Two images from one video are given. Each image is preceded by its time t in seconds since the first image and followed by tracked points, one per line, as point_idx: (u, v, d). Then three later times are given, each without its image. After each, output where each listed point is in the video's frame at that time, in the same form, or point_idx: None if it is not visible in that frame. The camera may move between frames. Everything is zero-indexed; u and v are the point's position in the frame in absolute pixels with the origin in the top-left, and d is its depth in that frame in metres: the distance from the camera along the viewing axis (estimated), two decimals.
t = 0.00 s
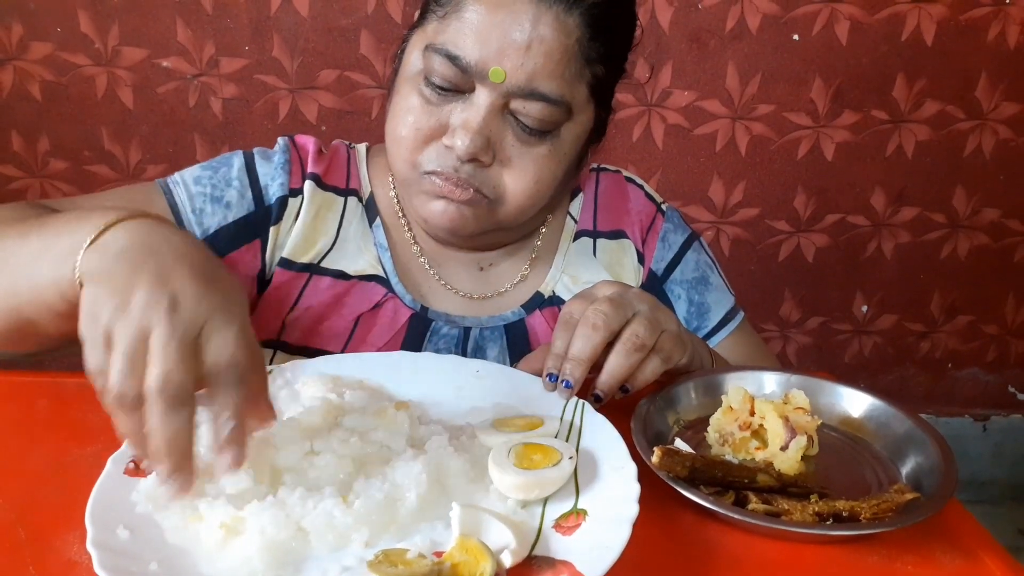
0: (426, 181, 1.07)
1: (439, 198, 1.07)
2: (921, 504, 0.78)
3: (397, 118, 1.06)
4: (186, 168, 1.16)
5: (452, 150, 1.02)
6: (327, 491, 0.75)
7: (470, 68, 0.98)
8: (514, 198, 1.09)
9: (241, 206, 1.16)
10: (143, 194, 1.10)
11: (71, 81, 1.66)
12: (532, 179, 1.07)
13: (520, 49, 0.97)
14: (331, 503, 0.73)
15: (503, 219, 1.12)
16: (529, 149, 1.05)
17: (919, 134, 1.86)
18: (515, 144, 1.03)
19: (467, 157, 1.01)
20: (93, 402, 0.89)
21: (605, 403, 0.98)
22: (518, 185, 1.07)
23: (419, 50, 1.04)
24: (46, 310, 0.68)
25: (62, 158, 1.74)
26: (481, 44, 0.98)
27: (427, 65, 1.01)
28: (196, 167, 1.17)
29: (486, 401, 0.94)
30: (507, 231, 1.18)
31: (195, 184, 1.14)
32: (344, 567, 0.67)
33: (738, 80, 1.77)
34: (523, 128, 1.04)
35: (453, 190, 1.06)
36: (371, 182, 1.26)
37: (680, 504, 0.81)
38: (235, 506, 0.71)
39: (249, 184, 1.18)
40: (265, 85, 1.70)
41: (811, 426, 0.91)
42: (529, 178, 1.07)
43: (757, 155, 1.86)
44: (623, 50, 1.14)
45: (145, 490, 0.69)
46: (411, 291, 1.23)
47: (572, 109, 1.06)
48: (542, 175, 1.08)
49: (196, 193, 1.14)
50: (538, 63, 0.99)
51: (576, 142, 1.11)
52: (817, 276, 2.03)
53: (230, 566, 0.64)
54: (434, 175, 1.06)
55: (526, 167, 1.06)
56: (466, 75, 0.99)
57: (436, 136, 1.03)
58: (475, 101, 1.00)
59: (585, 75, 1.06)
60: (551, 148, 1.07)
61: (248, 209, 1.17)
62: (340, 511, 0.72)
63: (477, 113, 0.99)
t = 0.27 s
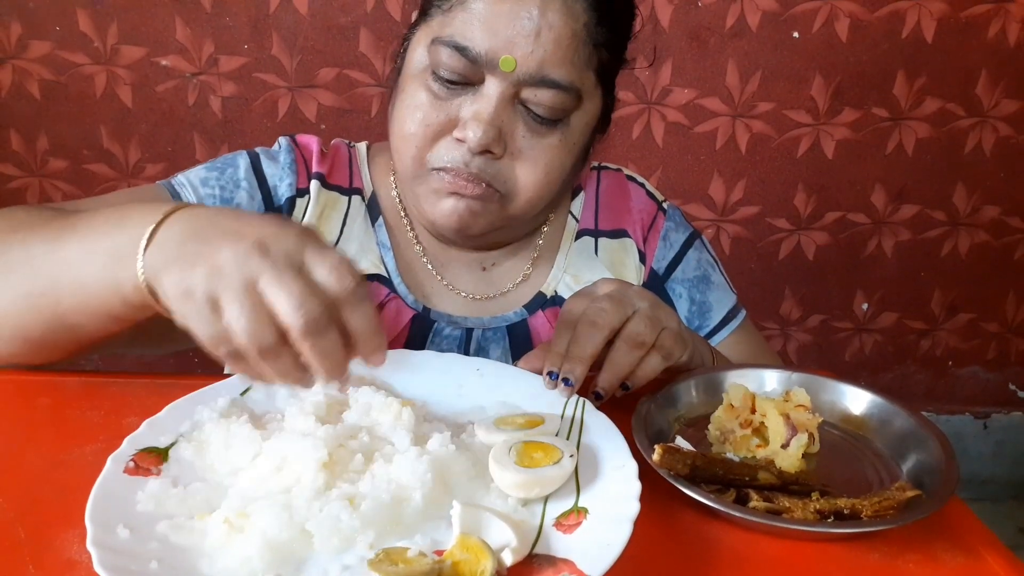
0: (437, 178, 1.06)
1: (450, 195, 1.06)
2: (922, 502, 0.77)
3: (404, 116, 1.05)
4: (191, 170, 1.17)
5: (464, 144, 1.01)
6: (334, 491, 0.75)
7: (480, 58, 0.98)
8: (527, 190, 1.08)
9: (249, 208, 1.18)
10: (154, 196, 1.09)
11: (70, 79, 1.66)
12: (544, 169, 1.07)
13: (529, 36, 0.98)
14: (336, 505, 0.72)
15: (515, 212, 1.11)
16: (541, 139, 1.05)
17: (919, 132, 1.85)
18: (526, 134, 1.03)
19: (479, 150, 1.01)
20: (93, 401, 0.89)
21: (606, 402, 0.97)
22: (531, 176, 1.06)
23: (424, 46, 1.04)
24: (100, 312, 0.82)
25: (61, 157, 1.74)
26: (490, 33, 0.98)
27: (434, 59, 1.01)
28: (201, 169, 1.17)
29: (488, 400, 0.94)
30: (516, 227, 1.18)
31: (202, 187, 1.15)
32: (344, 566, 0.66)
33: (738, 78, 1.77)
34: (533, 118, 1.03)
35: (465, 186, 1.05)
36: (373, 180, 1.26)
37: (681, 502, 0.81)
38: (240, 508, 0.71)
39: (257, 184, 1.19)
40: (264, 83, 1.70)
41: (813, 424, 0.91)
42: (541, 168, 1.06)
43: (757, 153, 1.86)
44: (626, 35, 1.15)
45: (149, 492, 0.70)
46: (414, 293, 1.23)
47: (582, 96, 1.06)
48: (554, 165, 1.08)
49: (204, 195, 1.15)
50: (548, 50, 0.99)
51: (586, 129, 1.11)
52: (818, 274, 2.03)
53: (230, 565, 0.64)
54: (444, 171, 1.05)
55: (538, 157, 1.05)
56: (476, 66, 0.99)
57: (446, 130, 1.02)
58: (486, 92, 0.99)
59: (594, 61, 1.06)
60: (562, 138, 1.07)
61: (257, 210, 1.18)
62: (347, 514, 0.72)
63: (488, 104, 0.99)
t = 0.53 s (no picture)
0: (446, 175, 1.06)
1: (460, 192, 1.06)
2: (922, 500, 0.77)
3: (410, 115, 1.05)
4: (202, 164, 1.13)
5: (473, 142, 1.01)
6: (334, 491, 0.75)
7: (487, 56, 0.98)
8: (536, 185, 1.08)
9: (263, 207, 1.16)
10: (164, 191, 1.06)
11: (70, 79, 1.66)
12: (553, 163, 1.07)
13: (536, 32, 0.97)
14: (335, 505, 0.72)
15: (524, 208, 1.12)
16: (548, 135, 1.05)
17: (920, 130, 1.85)
18: (534, 131, 1.03)
19: (488, 147, 1.01)
20: (94, 401, 0.89)
21: (606, 400, 0.98)
22: (540, 171, 1.07)
23: (430, 44, 1.04)
24: (137, 346, 0.81)
25: (61, 157, 1.74)
26: (496, 30, 0.97)
27: (440, 57, 1.01)
28: (214, 164, 1.14)
29: (492, 397, 0.94)
30: (524, 222, 1.18)
31: (216, 183, 1.12)
32: (345, 565, 0.66)
33: (738, 76, 1.77)
34: (541, 114, 1.03)
35: (475, 182, 1.05)
36: (376, 180, 1.26)
37: (681, 501, 0.81)
38: (239, 508, 0.71)
39: (270, 183, 1.17)
40: (264, 82, 1.70)
41: (812, 422, 0.91)
42: (549, 164, 1.07)
43: (757, 152, 1.86)
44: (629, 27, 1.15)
45: (150, 491, 0.70)
46: (416, 291, 1.23)
47: (588, 91, 1.06)
48: (562, 159, 1.08)
49: (219, 192, 1.12)
50: (554, 46, 0.99)
51: (592, 123, 1.12)
52: (818, 273, 2.03)
53: (230, 565, 0.64)
54: (453, 168, 1.05)
55: (547, 152, 1.06)
56: (483, 63, 0.98)
57: (454, 128, 1.02)
58: (493, 89, 0.99)
59: (599, 56, 1.06)
60: (569, 133, 1.07)
61: (271, 209, 1.17)
62: (346, 514, 0.72)
63: (495, 101, 0.99)
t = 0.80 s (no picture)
0: (450, 176, 1.06)
1: (464, 193, 1.07)
2: (923, 500, 0.77)
3: (414, 116, 1.05)
4: (195, 164, 1.15)
5: (477, 144, 1.01)
6: (335, 492, 0.75)
7: (492, 59, 0.98)
8: (540, 189, 1.09)
9: (253, 204, 1.17)
10: (155, 189, 1.07)
11: (69, 81, 1.66)
12: (557, 168, 1.07)
13: (542, 37, 0.97)
14: (336, 507, 0.72)
15: (528, 210, 1.12)
16: (553, 139, 1.05)
17: (919, 131, 1.85)
18: (538, 135, 1.03)
19: (493, 150, 1.01)
20: (93, 401, 0.89)
21: (606, 400, 0.98)
22: (544, 175, 1.07)
23: (435, 46, 1.04)
24: (85, 318, 0.71)
25: (61, 158, 1.74)
26: (502, 34, 0.97)
27: (445, 60, 1.01)
28: (205, 164, 1.16)
29: (492, 398, 0.94)
30: (527, 225, 1.18)
31: (206, 181, 1.13)
32: (345, 565, 0.66)
33: (738, 77, 1.77)
34: (545, 118, 1.03)
35: (479, 184, 1.05)
36: (378, 181, 1.26)
37: (681, 501, 0.81)
38: (238, 510, 0.71)
39: (261, 181, 1.18)
40: (264, 84, 1.70)
41: (813, 422, 0.91)
42: (554, 168, 1.07)
43: (757, 152, 1.86)
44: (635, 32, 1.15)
45: (150, 492, 0.70)
46: (417, 293, 1.23)
47: (593, 96, 1.06)
48: (567, 164, 1.08)
49: (208, 189, 1.13)
50: (560, 51, 0.99)
51: (597, 128, 1.12)
52: (818, 273, 2.03)
53: (229, 566, 0.64)
54: (457, 169, 1.05)
55: (552, 156, 1.06)
56: (488, 67, 0.98)
57: (459, 130, 1.03)
58: (498, 93, 0.99)
59: (604, 61, 1.06)
60: (574, 137, 1.07)
61: (261, 207, 1.17)
62: (347, 515, 0.72)
63: (500, 105, 0.99)
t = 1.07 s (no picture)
0: (443, 177, 1.06)
1: (457, 193, 1.07)
2: (923, 497, 0.77)
3: (407, 116, 1.05)
4: (195, 162, 1.14)
5: (470, 145, 1.01)
6: (340, 494, 0.74)
7: (485, 60, 0.98)
8: (533, 189, 1.09)
9: (253, 205, 1.16)
10: (154, 187, 1.07)
11: (69, 80, 1.66)
12: (551, 167, 1.07)
13: (535, 37, 0.97)
14: (341, 509, 0.72)
15: (521, 210, 1.12)
16: (546, 139, 1.05)
17: (919, 128, 1.85)
18: (531, 135, 1.03)
19: (485, 151, 1.01)
20: (94, 400, 0.89)
21: (606, 398, 0.98)
22: (537, 175, 1.07)
23: (428, 45, 1.04)
24: (97, 330, 0.77)
25: (61, 158, 1.74)
26: (494, 35, 0.97)
27: (438, 60, 1.01)
28: (206, 163, 1.15)
29: (492, 396, 0.94)
30: (521, 224, 1.18)
31: (206, 181, 1.13)
32: (346, 563, 0.66)
33: (738, 75, 1.77)
34: (538, 118, 1.03)
35: (472, 185, 1.05)
36: (375, 180, 1.26)
37: (682, 498, 0.81)
38: (239, 509, 0.71)
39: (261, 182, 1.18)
40: (264, 83, 1.70)
41: (813, 419, 0.91)
42: (547, 167, 1.07)
43: (757, 150, 1.86)
44: (629, 31, 1.15)
45: (151, 490, 0.70)
46: (415, 292, 1.23)
47: (586, 96, 1.06)
48: (560, 164, 1.08)
49: (208, 189, 1.12)
50: (553, 51, 0.98)
51: (591, 128, 1.12)
52: (818, 271, 2.03)
53: (230, 564, 0.64)
54: (450, 170, 1.05)
55: (545, 156, 1.06)
56: (481, 68, 0.98)
57: (452, 131, 1.03)
58: (491, 93, 0.99)
59: (598, 61, 1.06)
60: (567, 137, 1.07)
61: (260, 208, 1.17)
62: (351, 517, 0.71)
63: (493, 105, 0.99)
